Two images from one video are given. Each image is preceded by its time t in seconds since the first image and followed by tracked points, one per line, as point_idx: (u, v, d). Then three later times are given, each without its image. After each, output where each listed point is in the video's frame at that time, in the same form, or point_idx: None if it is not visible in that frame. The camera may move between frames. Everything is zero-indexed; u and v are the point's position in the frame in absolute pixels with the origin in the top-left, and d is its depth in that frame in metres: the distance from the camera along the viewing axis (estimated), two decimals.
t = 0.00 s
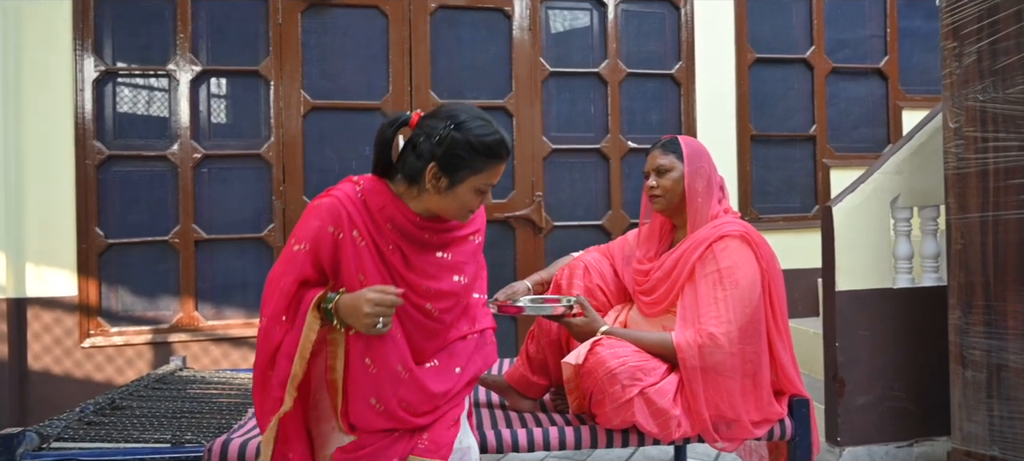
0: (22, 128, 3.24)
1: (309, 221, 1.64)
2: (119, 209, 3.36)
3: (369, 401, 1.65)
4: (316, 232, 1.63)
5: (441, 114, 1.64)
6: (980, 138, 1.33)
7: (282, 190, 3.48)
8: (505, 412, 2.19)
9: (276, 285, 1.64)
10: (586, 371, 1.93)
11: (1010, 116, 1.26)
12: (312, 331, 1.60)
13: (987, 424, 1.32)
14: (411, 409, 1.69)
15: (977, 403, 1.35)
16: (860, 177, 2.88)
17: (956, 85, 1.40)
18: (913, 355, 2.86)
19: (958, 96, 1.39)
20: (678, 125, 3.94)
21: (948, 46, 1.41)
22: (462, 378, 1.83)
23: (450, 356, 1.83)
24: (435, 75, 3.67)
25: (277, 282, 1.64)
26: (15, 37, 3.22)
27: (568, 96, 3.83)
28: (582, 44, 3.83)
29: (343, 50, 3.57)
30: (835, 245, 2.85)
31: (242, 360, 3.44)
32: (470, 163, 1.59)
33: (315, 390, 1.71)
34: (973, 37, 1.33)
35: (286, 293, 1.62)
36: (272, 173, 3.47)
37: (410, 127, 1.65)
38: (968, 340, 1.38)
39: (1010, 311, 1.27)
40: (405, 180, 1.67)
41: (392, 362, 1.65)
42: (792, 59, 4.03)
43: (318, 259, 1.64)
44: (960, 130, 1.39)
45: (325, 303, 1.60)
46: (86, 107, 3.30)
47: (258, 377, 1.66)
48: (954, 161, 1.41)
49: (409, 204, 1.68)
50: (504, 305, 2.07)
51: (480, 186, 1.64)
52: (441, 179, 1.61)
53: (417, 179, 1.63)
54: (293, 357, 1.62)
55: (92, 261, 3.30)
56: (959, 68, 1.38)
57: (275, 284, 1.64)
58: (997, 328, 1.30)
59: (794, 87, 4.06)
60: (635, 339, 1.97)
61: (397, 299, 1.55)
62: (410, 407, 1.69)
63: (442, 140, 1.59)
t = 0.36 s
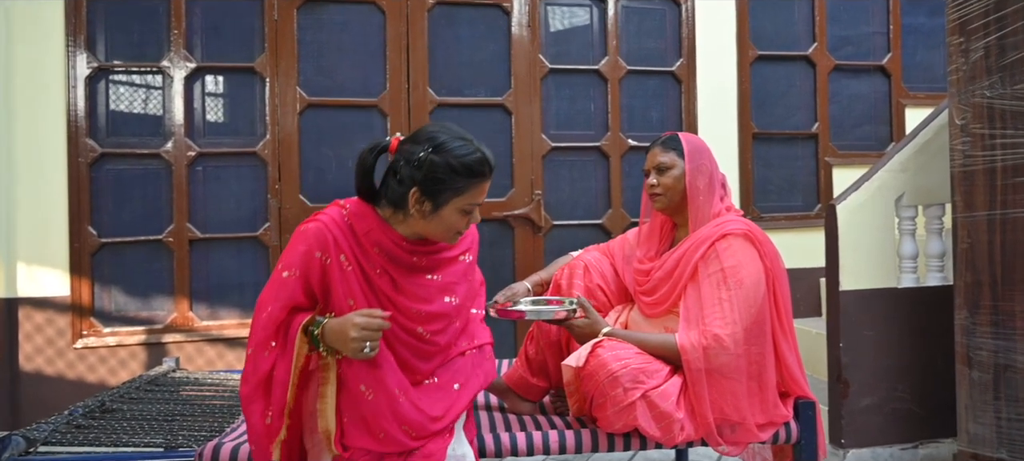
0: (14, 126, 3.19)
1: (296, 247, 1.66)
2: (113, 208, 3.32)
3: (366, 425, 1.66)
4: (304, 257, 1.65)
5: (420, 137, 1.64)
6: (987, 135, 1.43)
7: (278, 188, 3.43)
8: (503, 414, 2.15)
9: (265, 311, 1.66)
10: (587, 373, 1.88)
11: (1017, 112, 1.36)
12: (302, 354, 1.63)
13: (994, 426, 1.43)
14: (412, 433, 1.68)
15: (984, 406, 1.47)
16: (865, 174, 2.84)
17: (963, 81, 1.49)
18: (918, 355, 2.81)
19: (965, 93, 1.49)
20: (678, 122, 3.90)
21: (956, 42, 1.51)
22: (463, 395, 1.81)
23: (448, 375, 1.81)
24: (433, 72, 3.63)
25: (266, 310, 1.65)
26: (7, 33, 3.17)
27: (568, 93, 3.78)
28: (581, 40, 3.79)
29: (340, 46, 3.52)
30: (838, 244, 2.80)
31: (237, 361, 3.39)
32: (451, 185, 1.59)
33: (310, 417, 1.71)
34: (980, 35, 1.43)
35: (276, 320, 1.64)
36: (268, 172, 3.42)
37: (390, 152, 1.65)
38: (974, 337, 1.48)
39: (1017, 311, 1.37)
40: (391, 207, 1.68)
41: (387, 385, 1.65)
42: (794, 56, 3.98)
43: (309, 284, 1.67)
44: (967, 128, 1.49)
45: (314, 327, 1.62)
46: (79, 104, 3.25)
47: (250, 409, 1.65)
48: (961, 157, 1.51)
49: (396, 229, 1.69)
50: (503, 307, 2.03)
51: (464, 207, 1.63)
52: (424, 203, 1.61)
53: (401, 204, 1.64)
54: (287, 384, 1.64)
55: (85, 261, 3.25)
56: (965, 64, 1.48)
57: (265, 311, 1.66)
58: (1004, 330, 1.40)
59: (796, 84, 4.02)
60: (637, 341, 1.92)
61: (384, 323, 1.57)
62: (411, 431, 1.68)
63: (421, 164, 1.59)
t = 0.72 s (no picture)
0: (6, 123, 3.14)
1: (284, 264, 1.65)
2: (106, 207, 3.27)
3: (362, 440, 1.66)
4: (291, 274, 1.64)
5: (397, 153, 1.63)
6: (994, 132, 1.39)
7: (274, 187, 3.38)
8: (502, 417, 2.11)
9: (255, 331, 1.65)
10: (588, 376, 1.84)
11: None
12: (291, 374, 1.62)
13: (1001, 428, 1.39)
14: (414, 445, 1.65)
15: (991, 407, 1.42)
16: (869, 172, 2.79)
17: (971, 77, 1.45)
18: (923, 356, 2.77)
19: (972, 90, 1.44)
20: (679, 120, 3.86)
21: (962, 37, 1.47)
22: (463, 407, 1.77)
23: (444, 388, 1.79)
24: (431, 69, 3.58)
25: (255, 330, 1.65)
26: None
27: (568, 91, 3.74)
28: (581, 37, 3.74)
29: (337, 43, 3.48)
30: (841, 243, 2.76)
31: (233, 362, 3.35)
32: (431, 199, 1.59)
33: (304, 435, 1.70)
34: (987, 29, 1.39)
35: (266, 339, 1.64)
36: (264, 170, 3.38)
37: (369, 170, 1.64)
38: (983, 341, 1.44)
39: None
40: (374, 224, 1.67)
41: (381, 399, 1.64)
42: (796, 54, 3.94)
43: (297, 302, 1.66)
44: (973, 125, 1.44)
45: (301, 346, 1.61)
46: (72, 101, 3.20)
47: (241, 429, 1.64)
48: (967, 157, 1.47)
49: (383, 245, 1.69)
50: (503, 309, 1.99)
51: (448, 219, 1.63)
52: (407, 219, 1.61)
53: (385, 222, 1.64)
54: (279, 403, 1.64)
55: (78, 261, 3.21)
56: (972, 60, 1.44)
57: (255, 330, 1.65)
58: (1012, 330, 1.36)
59: (798, 82, 3.98)
60: (639, 343, 1.88)
61: (370, 340, 1.56)
62: (413, 444, 1.65)
63: (400, 181, 1.58)
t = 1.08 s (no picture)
0: None
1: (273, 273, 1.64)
2: (100, 206, 3.23)
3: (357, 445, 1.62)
4: (280, 283, 1.63)
5: (378, 158, 1.63)
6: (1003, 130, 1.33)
7: (270, 185, 3.34)
8: (502, 420, 2.08)
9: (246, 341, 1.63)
10: (589, 378, 1.80)
11: None
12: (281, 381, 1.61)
13: (1009, 431, 1.35)
14: (412, 440, 1.62)
15: (998, 409, 1.38)
16: (873, 171, 2.75)
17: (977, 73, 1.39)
18: (928, 357, 2.74)
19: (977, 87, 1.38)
20: (680, 118, 3.82)
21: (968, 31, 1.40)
22: (462, 410, 1.72)
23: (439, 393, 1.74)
24: (429, 66, 3.54)
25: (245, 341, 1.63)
26: None
27: (568, 89, 3.70)
28: (582, 34, 3.70)
29: (334, 40, 3.44)
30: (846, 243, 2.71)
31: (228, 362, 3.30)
32: (411, 201, 1.57)
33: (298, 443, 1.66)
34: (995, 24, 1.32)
35: (256, 349, 1.62)
36: (260, 168, 3.34)
37: (352, 176, 1.64)
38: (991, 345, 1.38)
39: None
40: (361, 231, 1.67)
41: (373, 403, 1.60)
42: (799, 51, 3.90)
43: (287, 310, 1.65)
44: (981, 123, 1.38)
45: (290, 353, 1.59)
46: (65, 98, 3.16)
47: (230, 439, 1.61)
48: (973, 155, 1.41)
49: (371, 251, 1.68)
50: (503, 309, 1.96)
51: (432, 222, 1.61)
52: (390, 222, 1.60)
53: (370, 227, 1.63)
54: (271, 411, 1.62)
55: (72, 260, 3.16)
56: (979, 56, 1.38)
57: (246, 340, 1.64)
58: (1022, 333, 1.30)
59: (801, 79, 3.94)
60: (640, 345, 1.84)
61: (356, 343, 1.54)
62: (411, 439, 1.62)
63: (381, 185, 1.58)
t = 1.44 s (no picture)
0: None
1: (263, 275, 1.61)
2: (93, 205, 3.18)
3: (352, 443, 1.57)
4: (272, 284, 1.59)
5: (362, 154, 1.60)
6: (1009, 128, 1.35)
7: (266, 184, 3.29)
8: (501, 424, 2.06)
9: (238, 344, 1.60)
10: (590, 381, 1.76)
11: None
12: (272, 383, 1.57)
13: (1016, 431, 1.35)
14: (410, 429, 1.59)
15: (1005, 410, 1.38)
16: (878, 169, 2.71)
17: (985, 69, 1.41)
18: (932, 358, 2.70)
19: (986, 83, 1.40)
20: (681, 116, 3.77)
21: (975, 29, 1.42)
22: (461, 408, 1.67)
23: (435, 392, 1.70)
24: (427, 64, 3.50)
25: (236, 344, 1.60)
26: None
27: (568, 87, 3.66)
28: (581, 31, 3.66)
29: (331, 37, 3.39)
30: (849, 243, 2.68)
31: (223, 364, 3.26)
32: (392, 195, 1.53)
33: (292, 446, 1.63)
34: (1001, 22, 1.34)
35: (247, 351, 1.59)
36: (255, 167, 3.29)
37: (338, 173, 1.62)
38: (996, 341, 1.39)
39: None
40: (348, 228, 1.64)
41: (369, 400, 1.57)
42: (800, 49, 3.87)
43: (278, 312, 1.61)
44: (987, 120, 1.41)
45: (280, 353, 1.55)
46: (58, 96, 3.11)
47: (220, 443, 1.57)
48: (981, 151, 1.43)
49: (358, 249, 1.65)
50: (501, 309, 1.92)
51: (415, 216, 1.56)
52: (373, 218, 1.56)
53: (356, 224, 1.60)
54: (262, 413, 1.58)
55: (64, 260, 3.12)
56: (985, 53, 1.40)
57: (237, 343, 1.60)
58: None
59: (802, 77, 3.90)
60: (642, 347, 1.80)
61: (342, 338, 1.51)
62: (409, 429, 1.59)
63: (364, 180, 1.55)
